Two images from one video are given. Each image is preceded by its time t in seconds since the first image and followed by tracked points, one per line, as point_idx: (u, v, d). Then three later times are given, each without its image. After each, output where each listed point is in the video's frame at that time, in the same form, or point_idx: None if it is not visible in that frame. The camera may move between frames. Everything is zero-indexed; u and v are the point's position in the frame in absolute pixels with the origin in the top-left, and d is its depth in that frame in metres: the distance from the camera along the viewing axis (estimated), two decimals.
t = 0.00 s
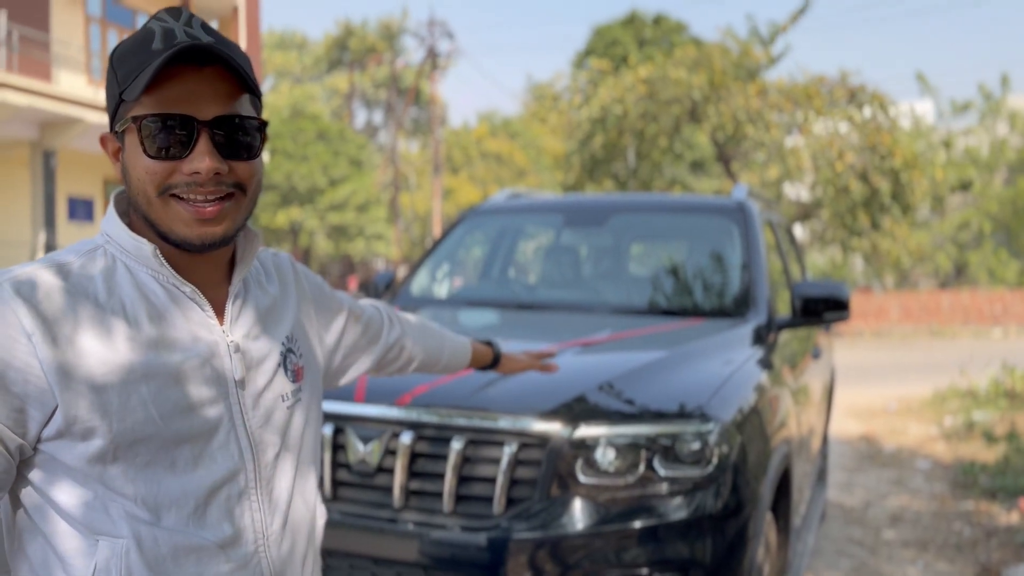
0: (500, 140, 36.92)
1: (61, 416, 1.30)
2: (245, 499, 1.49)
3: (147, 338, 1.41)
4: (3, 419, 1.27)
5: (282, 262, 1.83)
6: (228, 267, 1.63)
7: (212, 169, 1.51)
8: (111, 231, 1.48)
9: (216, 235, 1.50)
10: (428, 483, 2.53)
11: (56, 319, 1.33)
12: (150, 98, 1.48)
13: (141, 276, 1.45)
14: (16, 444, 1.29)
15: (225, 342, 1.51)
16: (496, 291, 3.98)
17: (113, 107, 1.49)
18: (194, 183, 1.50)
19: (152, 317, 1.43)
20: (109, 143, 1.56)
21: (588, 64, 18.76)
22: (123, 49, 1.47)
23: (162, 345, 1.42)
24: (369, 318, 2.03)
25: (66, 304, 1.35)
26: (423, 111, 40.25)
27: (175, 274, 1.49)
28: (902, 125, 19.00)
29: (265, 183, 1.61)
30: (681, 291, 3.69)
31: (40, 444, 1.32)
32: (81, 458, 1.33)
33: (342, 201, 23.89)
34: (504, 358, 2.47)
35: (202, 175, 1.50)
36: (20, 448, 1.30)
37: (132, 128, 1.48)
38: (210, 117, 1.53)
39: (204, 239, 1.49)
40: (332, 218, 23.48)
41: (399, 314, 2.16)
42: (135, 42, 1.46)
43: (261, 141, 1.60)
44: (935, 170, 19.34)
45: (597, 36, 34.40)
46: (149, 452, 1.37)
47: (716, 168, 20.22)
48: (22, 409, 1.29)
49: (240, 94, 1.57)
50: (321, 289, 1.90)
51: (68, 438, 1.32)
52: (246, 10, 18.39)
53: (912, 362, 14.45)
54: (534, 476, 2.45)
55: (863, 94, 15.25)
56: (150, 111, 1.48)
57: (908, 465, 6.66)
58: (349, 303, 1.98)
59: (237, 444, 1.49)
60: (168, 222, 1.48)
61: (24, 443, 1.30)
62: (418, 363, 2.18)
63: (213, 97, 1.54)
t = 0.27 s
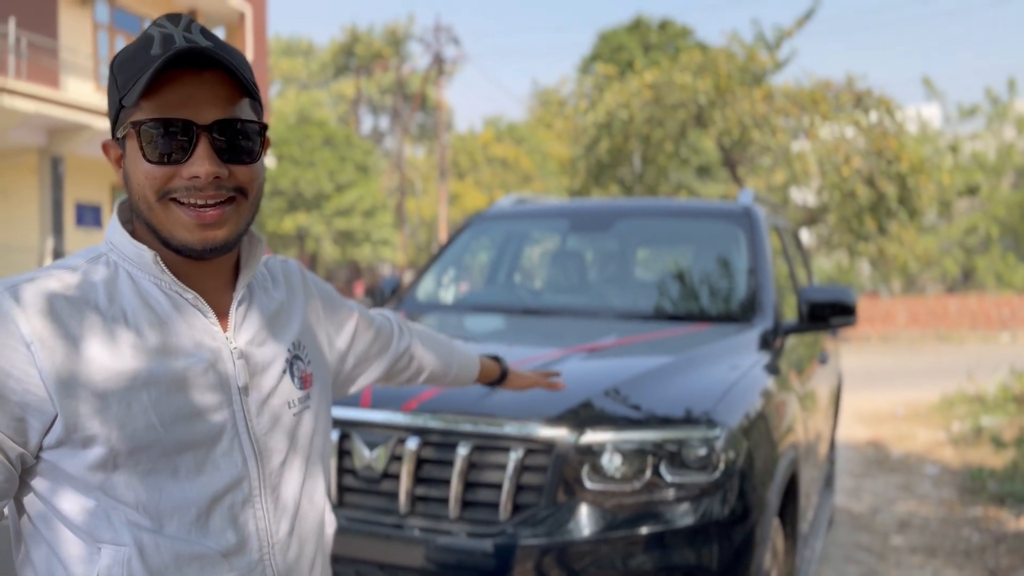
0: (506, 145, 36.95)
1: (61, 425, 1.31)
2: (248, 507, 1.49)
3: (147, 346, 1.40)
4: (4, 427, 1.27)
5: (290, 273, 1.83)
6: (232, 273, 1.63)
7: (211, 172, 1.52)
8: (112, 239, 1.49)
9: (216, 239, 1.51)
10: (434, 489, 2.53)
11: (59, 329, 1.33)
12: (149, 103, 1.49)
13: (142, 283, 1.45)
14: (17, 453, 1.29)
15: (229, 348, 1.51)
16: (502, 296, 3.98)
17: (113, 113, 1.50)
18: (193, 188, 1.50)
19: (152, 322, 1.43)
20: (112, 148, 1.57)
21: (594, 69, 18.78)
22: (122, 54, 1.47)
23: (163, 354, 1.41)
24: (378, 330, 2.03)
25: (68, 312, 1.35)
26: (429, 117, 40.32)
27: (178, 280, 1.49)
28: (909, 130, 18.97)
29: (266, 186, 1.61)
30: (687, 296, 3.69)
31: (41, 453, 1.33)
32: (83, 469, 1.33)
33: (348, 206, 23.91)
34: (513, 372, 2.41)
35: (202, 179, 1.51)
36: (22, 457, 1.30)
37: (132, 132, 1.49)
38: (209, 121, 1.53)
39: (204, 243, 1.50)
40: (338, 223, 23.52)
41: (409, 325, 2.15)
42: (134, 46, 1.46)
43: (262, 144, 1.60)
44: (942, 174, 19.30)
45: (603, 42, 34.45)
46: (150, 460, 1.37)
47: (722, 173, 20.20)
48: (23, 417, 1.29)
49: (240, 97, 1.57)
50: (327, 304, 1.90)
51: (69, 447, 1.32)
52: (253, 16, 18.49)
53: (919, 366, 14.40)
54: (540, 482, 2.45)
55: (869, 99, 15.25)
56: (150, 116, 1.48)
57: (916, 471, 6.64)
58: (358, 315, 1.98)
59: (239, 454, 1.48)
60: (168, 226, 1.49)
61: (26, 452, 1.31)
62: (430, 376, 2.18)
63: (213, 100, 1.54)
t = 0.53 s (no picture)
0: (510, 149, 36.97)
1: (60, 431, 1.30)
2: (250, 513, 1.48)
3: (147, 350, 1.40)
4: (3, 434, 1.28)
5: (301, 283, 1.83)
6: (236, 277, 1.62)
7: (221, 177, 1.52)
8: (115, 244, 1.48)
9: (225, 244, 1.51)
10: (439, 493, 2.52)
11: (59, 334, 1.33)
12: (159, 106, 1.49)
13: (142, 287, 1.45)
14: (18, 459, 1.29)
15: (231, 353, 1.50)
16: (508, 299, 3.97)
17: (121, 117, 1.49)
18: (202, 193, 1.50)
19: (151, 327, 1.42)
20: (117, 151, 1.56)
21: (598, 73, 18.78)
22: (131, 58, 1.47)
23: (164, 357, 1.41)
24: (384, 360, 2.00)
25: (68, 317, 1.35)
26: (434, 121, 40.35)
27: (179, 286, 1.48)
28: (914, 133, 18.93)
29: (274, 191, 1.61)
30: (692, 300, 3.68)
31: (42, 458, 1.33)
32: (82, 475, 1.33)
33: (354, 210, 23.92)
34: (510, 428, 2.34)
35: (211, 184, 1.50)
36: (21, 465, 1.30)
37: (140, 137, 1.48)
38: (218, 125, 1.53)
39: (213, 248, 1.50)
40: (344, 227, 23.52)
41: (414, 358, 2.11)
42: (145, 50, 1.46)
43: (271, 149, 1.60)
44: (948, 177, 19.26)
45: (608, 45, 34.43)
46: (150, 467, 1.37)
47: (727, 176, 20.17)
48: (22, 424, 1.29)
49: (250, 102, 1.57)
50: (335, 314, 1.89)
51: (67, 453, 1.32)
52: (259, 20, 18.56)
53: (926, 370, 14.34)
54: (544, 486, 2.44)
55: (875, 101, 15.24)
56: (159, 120, 1.48)
57: (923, 475, 6.61)
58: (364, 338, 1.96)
59: (240, 460, 1.47)
60: (176, 232, 1.48)
61: (25, 458, 1.31)
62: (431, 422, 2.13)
63: (223, 105, 1.54)
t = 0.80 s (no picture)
0: (515, 152, 36.99)
1: (56, 437, 1.30)
2: (248, 521, 1.44)
3: (143, 355, 1.38)
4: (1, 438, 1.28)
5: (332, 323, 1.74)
6: (243, 278, 1.61)
7: (223, 177, 1.52)
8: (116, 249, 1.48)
9: (227, 246, 1.50)
10: (442, 496, 2.52)
11: (54, 340, 1.33)
12: (161, 106, 1.49)
13: (144, 289, 1.44)
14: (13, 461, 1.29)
15: (230, 359, 1.46)
16: (512, 302, 3.97)
17: (123, 118, 1.50)
18: (205, 193, 1.50)
19: (149, 329, 1.40)
20: (119, 151, 1.57)
21: (602, 75, 18.79)
22: (133, 57, 1.47)
23: (161, 361, 1.39)
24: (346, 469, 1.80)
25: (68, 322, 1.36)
26: (438, 124, 40.39)
27: (178, 290, 1.47)
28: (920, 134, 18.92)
29: (276, 191, 1.61)
30: (696, 303, 3.67)
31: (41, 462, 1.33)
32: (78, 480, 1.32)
33: (358, 213, 23.93)
34: None
35: (214, 184, 1.50)
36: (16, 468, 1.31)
37: (141, 138, 1.48)
38: (220, 125, 1.53)
39: (216, 250, 1.49)
40: (348, 230, 23.53)
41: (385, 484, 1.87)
42: (147, 50, 1.46)
43: (272, 149, 1.60)
44: (953, 179, 19.22)
45: (612, 47, 34.44)
46: (145, 474, 1.35)
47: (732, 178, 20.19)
48: (20, 428, 1.30)
49: (251, 102, 1.57)
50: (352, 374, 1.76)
51: (62, 457, 1.31)
52: (263, 23, 18.62)
53: (931, 373, 14.30)
54: (547, 489, 2.44)
55: (879, 103, 15.23)
56: (159, 119, 1.48)
57: (928, 477, 6.60)
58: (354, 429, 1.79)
59: (240, 467, 1.44)
60: (178, 234, 1.48)
61: (24, 462, 1.31)
62: (353, 550, 1.89)
63: (226, 105, 1.54)
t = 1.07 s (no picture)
0: (518, 153, 37.01)
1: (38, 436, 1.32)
2: (227, 529, 1.39)
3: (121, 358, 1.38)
4: None
5: (342, 334, 1.62)
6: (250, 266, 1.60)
7: (240, 163, 1.51)
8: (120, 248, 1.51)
9: (236, 236, 1.50)
10: (445, 498, 2.51)
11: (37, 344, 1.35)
12: (185, 88, 1.49)
13: (138, 292, 1.45)
14: None
15: (213, 366, 1.44)
16: (514, 304, 3.97)
17: (145, 98, 1.49)
18: (220, 178, 1.49)
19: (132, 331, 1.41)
20: (135, 139, 1.57)
21: (606, 77, 18.80)
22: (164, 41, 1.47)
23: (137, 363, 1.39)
24: (343, 485, 1.56)
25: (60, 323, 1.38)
26: (441, 126, 40.40)
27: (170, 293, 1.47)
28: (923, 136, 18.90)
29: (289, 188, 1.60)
30: (699, 304, 3.67)
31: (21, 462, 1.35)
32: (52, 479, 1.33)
33: (361, 215, 23.93)
34: None
35: (230, 170, 1.50)
36: None
37: (162, 118, 1.49)
38: (243, 113, 1.53)
39: (222, 237, 1.49)
40: (351, 231, 23.53)
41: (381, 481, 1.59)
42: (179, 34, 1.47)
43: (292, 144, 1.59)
44: (957, 180, 19.20)
45: (615, 49, 34.44)
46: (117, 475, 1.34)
47: (736, 179, 20.19)
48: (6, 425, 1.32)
49: (275, 98, 1.57)
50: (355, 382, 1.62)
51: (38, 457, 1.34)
52: (267, 25, 18.66)
53: (935, 375, 14.26)
54: (551, 491, 2.43)
55: (883, 105, 15.23)
56: (183, 100, 1.48)
57: (932, 480, 6.59)
58: (360, 438, 1.59)
59: (217, 474, 1.40)
60: (187, 219, 1.48)
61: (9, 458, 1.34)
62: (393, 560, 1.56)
63: (250, 95, 1.54)
